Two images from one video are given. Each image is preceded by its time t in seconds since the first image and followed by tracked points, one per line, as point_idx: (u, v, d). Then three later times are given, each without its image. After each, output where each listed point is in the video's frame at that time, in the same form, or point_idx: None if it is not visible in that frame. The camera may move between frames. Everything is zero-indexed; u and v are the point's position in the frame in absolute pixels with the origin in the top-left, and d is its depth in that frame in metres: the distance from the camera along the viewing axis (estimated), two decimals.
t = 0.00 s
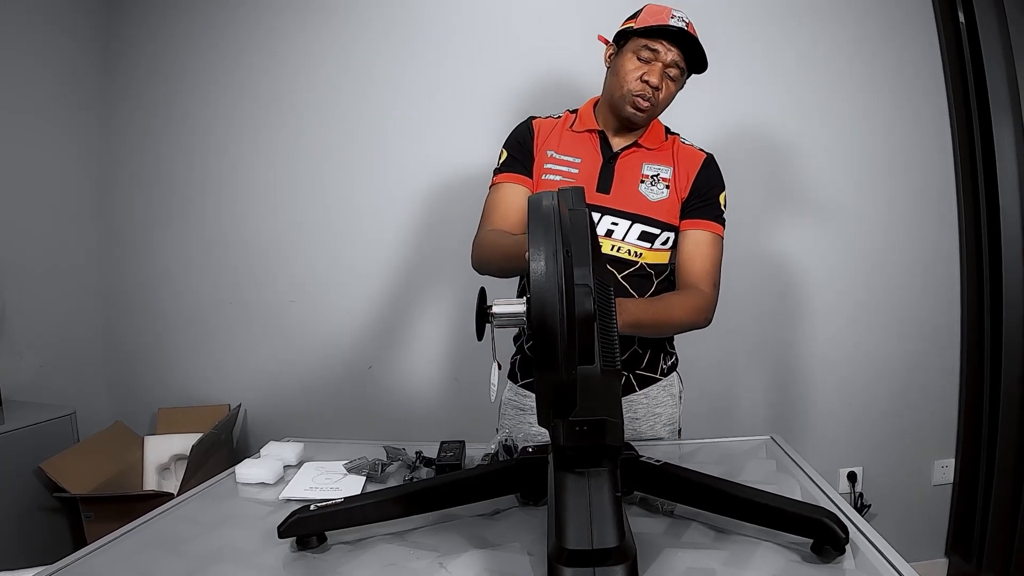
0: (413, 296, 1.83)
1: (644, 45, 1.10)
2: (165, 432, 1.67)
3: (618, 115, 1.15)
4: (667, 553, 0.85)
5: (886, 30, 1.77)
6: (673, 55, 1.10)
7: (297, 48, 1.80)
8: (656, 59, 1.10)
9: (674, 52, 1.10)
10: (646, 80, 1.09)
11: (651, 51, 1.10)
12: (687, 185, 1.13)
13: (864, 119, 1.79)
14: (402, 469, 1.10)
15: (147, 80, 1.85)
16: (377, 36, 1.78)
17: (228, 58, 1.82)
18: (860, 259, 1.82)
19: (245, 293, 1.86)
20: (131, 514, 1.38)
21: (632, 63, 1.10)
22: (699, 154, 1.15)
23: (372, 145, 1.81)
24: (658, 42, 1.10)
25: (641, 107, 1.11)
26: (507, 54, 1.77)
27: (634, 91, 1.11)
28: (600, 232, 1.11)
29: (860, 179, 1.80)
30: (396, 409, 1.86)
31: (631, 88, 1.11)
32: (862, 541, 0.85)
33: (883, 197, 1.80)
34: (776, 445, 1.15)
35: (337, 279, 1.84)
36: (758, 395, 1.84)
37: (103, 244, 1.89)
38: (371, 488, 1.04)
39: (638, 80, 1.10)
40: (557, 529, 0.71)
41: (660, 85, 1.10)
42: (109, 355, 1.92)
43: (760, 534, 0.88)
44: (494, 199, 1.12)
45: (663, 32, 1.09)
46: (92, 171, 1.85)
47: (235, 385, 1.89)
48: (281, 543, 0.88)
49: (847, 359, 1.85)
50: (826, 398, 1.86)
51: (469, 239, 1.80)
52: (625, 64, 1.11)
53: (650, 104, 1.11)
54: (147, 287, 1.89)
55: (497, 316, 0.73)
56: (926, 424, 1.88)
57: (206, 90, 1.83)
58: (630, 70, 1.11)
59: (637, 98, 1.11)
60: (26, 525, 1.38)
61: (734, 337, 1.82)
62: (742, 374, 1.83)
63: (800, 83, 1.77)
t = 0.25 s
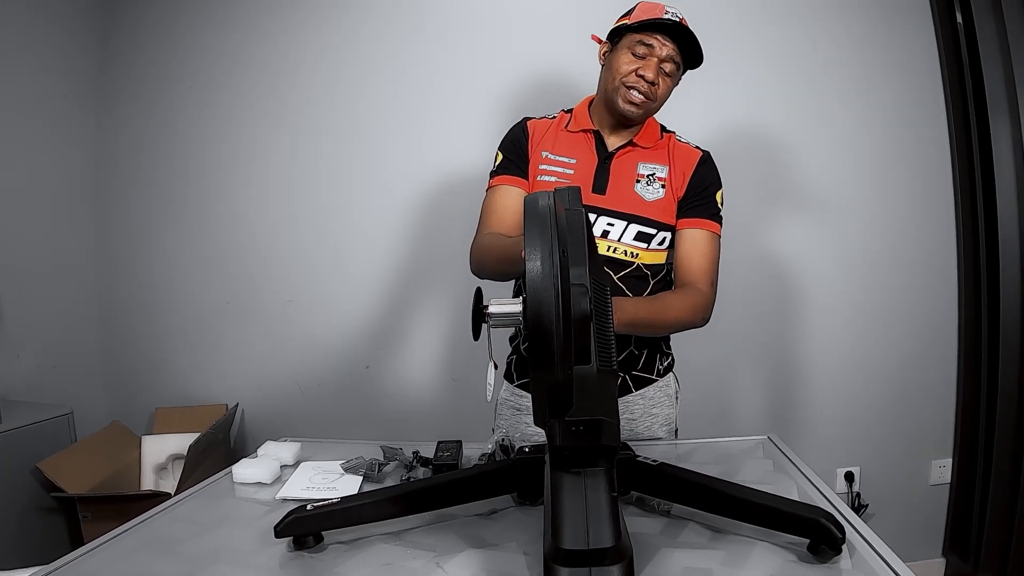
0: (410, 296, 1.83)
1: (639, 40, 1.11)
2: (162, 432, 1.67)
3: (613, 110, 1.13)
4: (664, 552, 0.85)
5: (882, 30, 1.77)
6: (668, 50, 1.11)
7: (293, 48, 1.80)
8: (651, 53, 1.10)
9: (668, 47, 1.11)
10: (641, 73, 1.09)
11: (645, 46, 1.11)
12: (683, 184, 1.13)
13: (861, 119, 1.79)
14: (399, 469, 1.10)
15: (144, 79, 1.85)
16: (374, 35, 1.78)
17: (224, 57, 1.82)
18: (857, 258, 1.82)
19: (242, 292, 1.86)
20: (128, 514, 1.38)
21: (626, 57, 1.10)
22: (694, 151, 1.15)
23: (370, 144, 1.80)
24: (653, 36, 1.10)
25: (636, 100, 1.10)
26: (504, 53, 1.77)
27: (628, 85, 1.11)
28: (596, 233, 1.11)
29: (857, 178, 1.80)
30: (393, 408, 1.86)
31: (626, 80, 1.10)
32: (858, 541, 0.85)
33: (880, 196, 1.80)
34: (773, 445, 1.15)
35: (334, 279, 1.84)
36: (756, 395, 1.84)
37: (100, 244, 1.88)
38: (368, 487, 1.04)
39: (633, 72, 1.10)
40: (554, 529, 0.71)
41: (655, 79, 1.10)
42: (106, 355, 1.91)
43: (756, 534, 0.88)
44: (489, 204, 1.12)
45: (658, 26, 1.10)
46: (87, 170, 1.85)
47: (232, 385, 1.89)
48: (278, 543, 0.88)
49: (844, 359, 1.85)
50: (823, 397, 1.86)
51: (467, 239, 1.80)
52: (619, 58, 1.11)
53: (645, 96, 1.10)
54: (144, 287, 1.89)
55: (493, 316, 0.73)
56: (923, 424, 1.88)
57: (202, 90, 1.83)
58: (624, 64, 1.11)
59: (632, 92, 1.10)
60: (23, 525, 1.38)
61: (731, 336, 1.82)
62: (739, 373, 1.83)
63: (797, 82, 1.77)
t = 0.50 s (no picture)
0: (410, 296, 1.83)
1: (634, 43, 1.11)
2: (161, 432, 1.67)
3: (608, 112, 1.14)
4: (662, 552, 0.85)
5: (880, 30, 1.77)
6: (663, 53, 1.11)
7: (292, 49, 1.80)
8: (647, 56, 1.10)
9: (664, 50, 1.11)
10: (636, 77, 1.09)
11: (641, 49, 1.11)
12: (678, 181, 1.12)
13: (859, 120, 1.79)
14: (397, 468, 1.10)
15: (142, 79, 1.85)
16: (373, 36, 1.78)
17: (223, 57, 1.82)
18: (855, 258, 1.82)
19: (241, 292, 1.86)
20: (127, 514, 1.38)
21: (621, 60, 1.10)
22: (689, 150, 1.15)
23: (368, 144, 1.80)
24: (648, 40, 1.10)
25: (631, 103, 1.11)
26: (502, 53, 1.77)
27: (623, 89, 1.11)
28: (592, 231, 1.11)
29: (856, 178, 1.80)
30: (392, 408, 1.86)
31: (621, 83, 1.11)
32: (855, 538, 0.85)
33: (879, 197, 1.81)
34: (771, 444, 1.15)
35: (333, 279, 1.84)
36: (755, 395, 1.84)
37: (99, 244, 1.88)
38: (366, 487, 1.04)
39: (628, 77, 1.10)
40: (553, 529, 0.70)
41: (651, 82, 1.10)
42: (105, 355, 1.91)
43: (754, 532, 0.88)
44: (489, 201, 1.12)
45: (654, 29, 1.10)
46: (86, 171, 1.85)
47: (231, 385, 1.89)
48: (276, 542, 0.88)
49: (842, 359, 1.85)
50: (821, 397, 1.86)
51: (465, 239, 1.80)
52: (614, 61, 1.11)
53: (639, 100, 1.10)
54: (142, 287, 1.89)
55: (490, 314, 0.73)
56: (921, 423, 1.88)
57: (201, 90, 1.83)
58: (620, 67, 1.11)
59: (627, 95, 1.11)
60: (22, 525, 1.38)
61: (730, 336, 1.82)
62: (738, 373, 1.83)
63: (795, 82, 1.77)
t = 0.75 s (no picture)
0: (407, 295, 1.83)
1: (630, 46, 1.11)
2: (158, 431, 1.67)
3: (604, 112, 1.14)
4: (657, 551, 0.85)
5: (877, 30, 1.78)
6: (657, 56, 1.11)
7: (289, 48, 1.79)
8: (642, 59, 1.10)
9: (658, 53, 1.11)
10: (631, 80, 1.09)
11: (636, 51, 1.11)
12: (672, 179, 1.13)
13: (857, 119, 1.79)
14: (394, 467, 1.10)
15: (139, 78, 1.85)
16: (371, 35, 1.77)
17: (221, 57, 1.82)
18: (852, 258, 1.82)
19: (239, 292, 1.86)
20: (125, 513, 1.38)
21: (616, 63, 1.11)
22: (683, 149, 1.15)
23: (366, 143, 1.80)
24: (643, 43, 1.10)
25: (626, 105, 1.11)
26: (500, 54, 1.77)
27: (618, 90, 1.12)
28: (587, 225, 1.10)
29: (853, 177, 1.80)
30: (390, 407, 1.86)
31: (617, 85, 1.11)
32: (849, 534, 0.86)
33: (875, 196, 1.81)
34: (769, 442, 1.15)
35: (330, 278, 1.84)
36: (752, 394, 1.84)
37: (96, 243, 1.88)
38: (363, 485, 1.04)
39: (623, 79, 1.10)
40: (547, 530, 0.70)
41: (645, 85, 1.10)
42: (102, 355, 1.91)
43: (748, 531, 0.88)
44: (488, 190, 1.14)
45: (649, 33, 1.09)
46: (82, 171, 1.84)
47: (229, 384, 1.89)
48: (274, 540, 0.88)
49: (840, 359, 1.85)
50: (819, 396, 1.86)
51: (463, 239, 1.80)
52: (610, 63, 1.12)
53: (635, 101, 1.11)
54: (140, 286, 1.88)
55: (482, 312, 0.74)
56: (919, 423, 1.88)
57: (199, 89, 1.83)
58: (615, 69, 1.11)
59: (622, 97, 1.11)
60: (20, 525, 1.38)
61: (728, 335, 1.82)
62: (736, 373, 1.83)
63: (793, 82, 1.77)
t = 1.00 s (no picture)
0: (406, 296, 1.83)
1: (627, 53, 1.11)
2: (157, 432, 1.67)
3: (603, 117, 1.15)
4: (657, 553, 0.85)
5: (876, 31, 1.78)
6: (655, 63, 1.11)
7: (288, 49, 1.79)
8: (640, 65, 1.11)
9: (656, 59, 1.11)
10: (629, 86, 1.10)
11: (634, 58, 1.11)
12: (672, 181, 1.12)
13: (856, 120, 1.79)
14: (393, 469, 1.10)
15: (138, 79, 1.85)
16: (370, 36, 1.78)
17: (220, 58, 1.82)
18: (851, 260, 1.82)
19: (237, 293, 1.86)
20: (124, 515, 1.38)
21: (614, 70, 1.11)
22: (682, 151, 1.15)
23: (365, 144, 1.80)
24: (640, 51, 1.10)
25: (624, 110, 1.12)
26: (499, 55, 1.77)
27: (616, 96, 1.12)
28: (586, 225, 1.11)
29: (852, 179, 1.80)
30: (389, 408, 1.86)
31: (615, 91, 1.11)
32: (848, 536, 0.86)
33: (874, 197, 1.81)
34: (768, 444, 1.15)
35: (329, 279, 1.84)
36: (751, 395, 1.84)
37: (95, 244, 1.88)
38: (363, 487, 1.04)
39: (621, 85, 1.10)
40: (546, 533, 0.70)
41: (643, 90, 1.11)
42: (101, 356, 1.91)
43: (746, 535, 0.88)
44: (491, 185, 1.14)
45: (647, 40, 1.09)
46: (81, 171, 1.84)
47: (227, 385, 1.89)
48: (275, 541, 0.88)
49: (839, 360, 1.85)
50: (817, 397, 1.86)
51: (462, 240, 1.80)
52: (608, 69, 1.12)
53: (633, 106, 1.11)
54: (139, 287, 1.88)
55: (481, 315, 0.74)
56: (918, 424, 1.88)
57: (198, 90, 1.83)
58: (613, 75, 1.11)
59: (620, 102, 1.11)
60: (18, 526, 1.38)
61: (727, 336, 1.82)
62: (735, 374, 1.83)
63: (792, 83, 1.77)
